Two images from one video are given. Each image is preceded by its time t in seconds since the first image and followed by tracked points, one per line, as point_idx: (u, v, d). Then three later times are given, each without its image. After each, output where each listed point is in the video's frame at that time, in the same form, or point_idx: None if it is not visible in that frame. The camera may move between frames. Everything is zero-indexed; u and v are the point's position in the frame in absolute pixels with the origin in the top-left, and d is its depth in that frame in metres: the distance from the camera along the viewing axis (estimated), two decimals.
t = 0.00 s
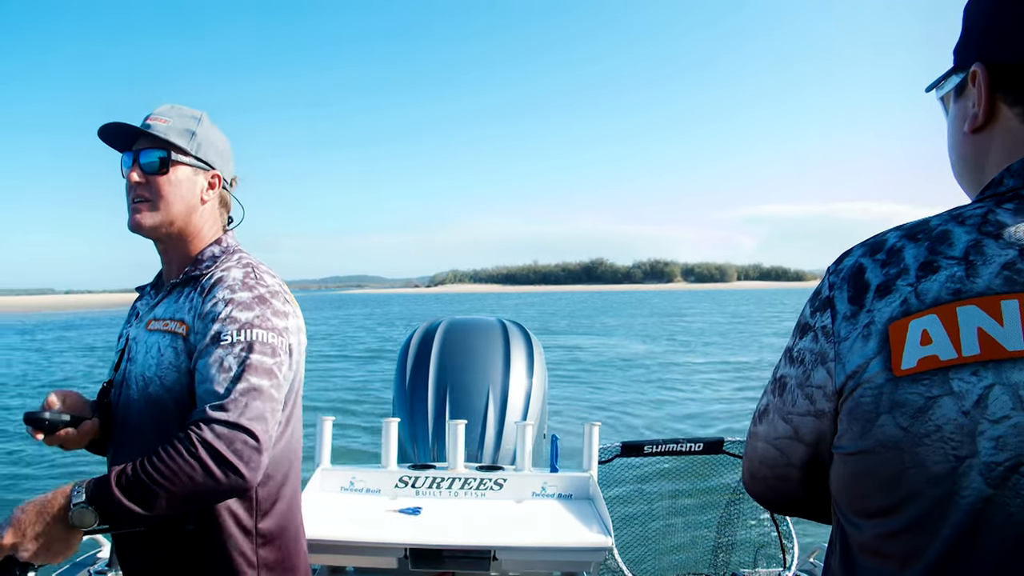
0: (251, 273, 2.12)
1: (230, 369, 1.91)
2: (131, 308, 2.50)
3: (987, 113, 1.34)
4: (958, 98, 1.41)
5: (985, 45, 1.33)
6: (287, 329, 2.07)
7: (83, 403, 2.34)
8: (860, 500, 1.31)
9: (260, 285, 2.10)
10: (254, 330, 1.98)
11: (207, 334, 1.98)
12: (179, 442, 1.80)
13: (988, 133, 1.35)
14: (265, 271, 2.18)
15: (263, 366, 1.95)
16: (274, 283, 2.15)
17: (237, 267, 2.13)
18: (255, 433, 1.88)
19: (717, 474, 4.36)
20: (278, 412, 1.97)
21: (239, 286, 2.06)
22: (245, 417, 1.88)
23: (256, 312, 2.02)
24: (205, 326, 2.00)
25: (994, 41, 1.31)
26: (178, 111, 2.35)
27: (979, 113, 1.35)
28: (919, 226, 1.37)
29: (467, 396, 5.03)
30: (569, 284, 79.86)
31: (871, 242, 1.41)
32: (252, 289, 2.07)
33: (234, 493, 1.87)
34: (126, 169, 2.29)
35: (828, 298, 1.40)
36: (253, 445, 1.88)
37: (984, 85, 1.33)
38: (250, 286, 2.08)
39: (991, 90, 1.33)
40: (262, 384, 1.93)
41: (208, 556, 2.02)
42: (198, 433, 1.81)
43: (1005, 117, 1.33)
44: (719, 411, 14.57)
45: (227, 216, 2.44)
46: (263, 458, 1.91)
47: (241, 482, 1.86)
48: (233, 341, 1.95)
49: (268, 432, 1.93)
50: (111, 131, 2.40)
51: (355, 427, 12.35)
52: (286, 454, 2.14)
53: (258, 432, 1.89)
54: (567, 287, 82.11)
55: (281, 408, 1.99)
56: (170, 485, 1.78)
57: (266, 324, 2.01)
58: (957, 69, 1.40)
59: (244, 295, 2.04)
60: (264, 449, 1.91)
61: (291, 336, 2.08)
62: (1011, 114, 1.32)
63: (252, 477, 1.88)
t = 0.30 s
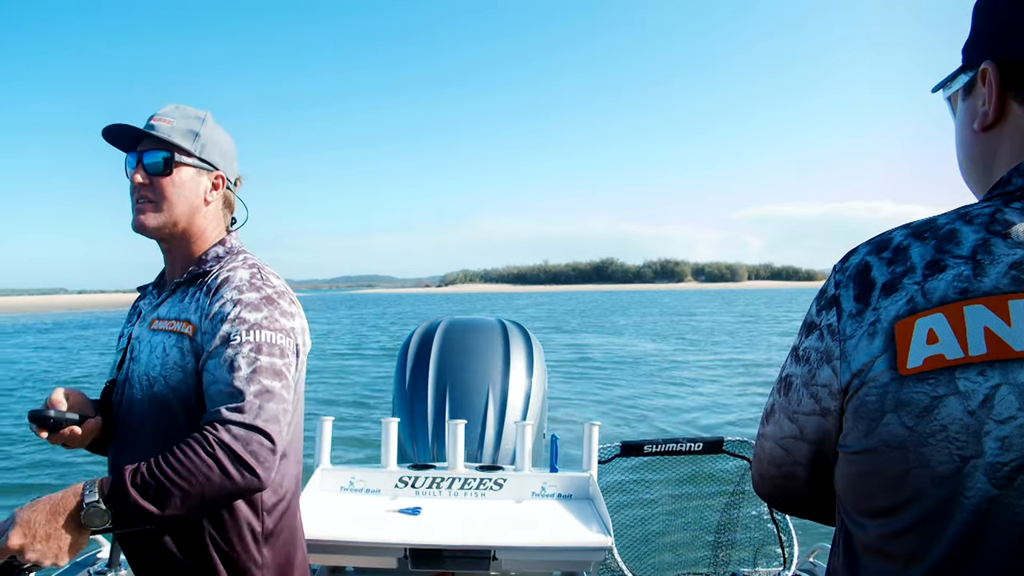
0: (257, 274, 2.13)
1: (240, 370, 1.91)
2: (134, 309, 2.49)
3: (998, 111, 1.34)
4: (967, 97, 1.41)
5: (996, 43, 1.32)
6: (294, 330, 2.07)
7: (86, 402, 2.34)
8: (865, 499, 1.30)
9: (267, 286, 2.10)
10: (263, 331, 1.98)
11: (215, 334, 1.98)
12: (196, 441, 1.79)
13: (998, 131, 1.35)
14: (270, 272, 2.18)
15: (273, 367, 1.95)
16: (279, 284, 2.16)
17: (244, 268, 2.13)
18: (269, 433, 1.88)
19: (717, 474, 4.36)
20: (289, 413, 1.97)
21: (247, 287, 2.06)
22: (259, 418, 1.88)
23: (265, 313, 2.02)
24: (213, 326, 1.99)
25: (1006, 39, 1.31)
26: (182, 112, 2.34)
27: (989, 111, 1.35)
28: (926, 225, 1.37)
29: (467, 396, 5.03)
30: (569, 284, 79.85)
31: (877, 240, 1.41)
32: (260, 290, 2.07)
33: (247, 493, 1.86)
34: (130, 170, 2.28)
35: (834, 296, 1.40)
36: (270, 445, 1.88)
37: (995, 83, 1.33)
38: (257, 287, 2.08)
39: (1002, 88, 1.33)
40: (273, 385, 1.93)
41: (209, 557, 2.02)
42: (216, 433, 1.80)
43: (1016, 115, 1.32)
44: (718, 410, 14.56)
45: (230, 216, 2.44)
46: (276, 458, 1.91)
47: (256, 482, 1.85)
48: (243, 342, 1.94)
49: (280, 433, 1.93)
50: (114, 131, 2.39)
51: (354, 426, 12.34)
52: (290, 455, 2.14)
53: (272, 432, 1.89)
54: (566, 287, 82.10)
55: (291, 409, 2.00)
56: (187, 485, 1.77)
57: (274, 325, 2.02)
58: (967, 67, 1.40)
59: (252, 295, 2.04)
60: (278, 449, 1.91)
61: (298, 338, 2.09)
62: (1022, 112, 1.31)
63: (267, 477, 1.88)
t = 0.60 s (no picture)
0: (255, 275, 2.12)
1: (240, 372, 1.91)
2: (133, 310, 2.49)
3: (998, 109, 1.34)
4: (967, 95, 1.41)
5: (995, 41, 1.32)
6: (292, 330, 2.07)
7: (85, 401, 2.34)
8: (864, 500, 1.30)
9: (265, 286, 2.10)
10: (261, 331, 1.98)
11: (214, 335, 1.98)
12: (195, 445, 1.81)
13: (997, 129, 1.35)
14: (268, 272, 2.18)
15: (272, 368, 1.95)
16: (277, 284, 2.16)
17: (242, 268, 2.12)
18: (267, 435, 1.88)
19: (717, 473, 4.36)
20: (289, 413, 1.97)
21: (245, 287, 2.06)
22: (257, 420, 1.88)
23: (262, 313, 2.02)
24: (212, 326, 1.99)
25: (1006, 37, 1.31)
26: (183, 112, 2.34)
27: (989, 109, 1.35)
28: (926, 224, 1.37)
29: (467, 396, 5.02)
30: (569, 283, 79.83)
31: (876, 240, 1.41)
32: (258, 290, 2.07)
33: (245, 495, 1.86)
34: (131, 170, 2.28)
35: (833, 297, 1.40)
36: (268, 447, 1.88)
37: (995, 81, 1.33)
38: (256, 287, 2.07)
39: (1002, 87, 1.32)
40: (272, 386, 1.93)
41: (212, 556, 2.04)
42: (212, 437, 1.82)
43: (1015, 113, 1.32)
44: (719, 408, 14.54)
45: (230, 217, 2.44)
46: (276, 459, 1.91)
47: (254, 483, 1.86)
48: (241, 343, 1.94)
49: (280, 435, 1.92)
50: (116, 131, 2.39)
51: (355, 426, 12.33)
52: (290, 457, 2.14)
53: (271, 434, 1.89)
54: (566, 286, 82.08)
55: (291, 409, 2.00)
56: (185, 488, 1.79)
57: (273, 325, 2.01)
58: (966, 65, 1.40)
59: (250, 296, 2.04)
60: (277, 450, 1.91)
61: (297, 338, 2.08)
62: (1021, 110, 1.31)
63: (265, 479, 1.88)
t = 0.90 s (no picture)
0: (248, 273, 2.12)
1: (233, 368, 1.90)
2: (128, 309, 2.49)
3: (995, 109, 1.33)
4: (964, 96, 1.41)
5: (992, 41, 1.32)
6: (287, 327, 2.07)
7: (81, 400, 2.33)
8: (864, 501, 1.30)
9: (258, 284, 2.10)
10: (255, 329, 1.98)
11: (208, 333, 1.97)
12: (191, 440, 1.81)
13: (994, 129, 1.35)
14: (262, 271, 2.18)
15: (267, 364, 1.94)
16: (271, 282, 2.15)
17: (235, 267, 2.12)
18: (265, 430, 1.88)
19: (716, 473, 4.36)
20: (285, 409, 1.97)
21: (238, 285, 2.05)
22: (253, 415, 1.87)
23: (256, 311, 2.02)
24: (206, 325, 1.99)
25: (1003, 38, 1.30)
26: (181, 114, 2.34)
27: (986, 110, 1.35)
28: (925, 224, 1.37)
29: (467, 396, 5.02)
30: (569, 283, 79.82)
31: (875, 240, 1.41)
32: (251, 288, 2.07)
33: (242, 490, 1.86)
34: (128, 171, 2.28)
35: (833, 297, 1.39)
36: (264, 442, 1.88)
37: (992, 81, 1.33)
38: (249, 285, 2.07)
39: (1000, 87, 1.32)
40: (267, 382, 1.93)
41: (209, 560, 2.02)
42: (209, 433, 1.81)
43: (1012, 113, 1.32)
44: (719, 408, 14.53)
45: (226, 218, 2.43)
46: (274, 455, 1.91)
47: (252, 479, 1.86)
48: (236, 339, 1.94)
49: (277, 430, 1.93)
50: (113, 133, 2.39)
51: (356, 426, 12.32)
52: (286, 455, 2.14)
53: (269, 429, 1.89)
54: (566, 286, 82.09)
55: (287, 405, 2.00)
56: (184, 483, 1.79)
57: (267, 322, 2.01)
58: (963, 66, 1.40)
59: (243, 293, 2.03)
60: (275, 446, 1.91)
61: (291, 335, 2.08)
62: (1018, 111, 1.31)
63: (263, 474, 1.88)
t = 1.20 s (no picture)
0: (253, 274, 2.13)
1: (249, 368, 1.92)
2: (126, 309, 2.48)
3: (993, 112, 1.33)
4: (963, 98, 1.41)
5: (990, 44, 1.32)
6: (293, 328, 2.09)
7: (80, 400, 2.33)
8: (864, 500, 1.30)
9: (264, 285, 2.11)
10: (265, 329, 1.99)
11: (216, 332, 1.98)
12: (210, 437, 1.80)
13: (992, 132, 1.35)
14: (266, 272, 2.19)
15: (279, 363, 1.96)
16: (275, 284, 2.16)
17: (240, 268, 2.13)
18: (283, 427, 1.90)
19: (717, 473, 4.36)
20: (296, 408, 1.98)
21: (245, 286, 2.07)
22: (272, 412, 1.89)
23: (265, 311, 2.03)
24: (214, 325, 1.99)
25: (1002, 41, 1.30)
26: (185, 113, 2.34)
27: (984, 113, 1.35)
28: (924, 224, 1.37)
29: (467, 395, 5.02)
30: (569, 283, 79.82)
31: (876, 240, 1.41)
32: (258, 289, 2.08)
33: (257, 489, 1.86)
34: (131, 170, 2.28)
35: (832, 296, 1.39)
36: (281, 440, 1.89)
37: (990, 83, 1.33)
38: (255, 286, 2.08)
39: (999, 89, 1.32)
40: (281, 379, 1.94)
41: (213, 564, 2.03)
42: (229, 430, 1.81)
43: (1010, 116, 1.32)
44: (719, 408, 14.52)
45: (227, 218, 2.44)
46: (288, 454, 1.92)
47: (271, 475, 1.86)
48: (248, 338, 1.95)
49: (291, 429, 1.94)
50: (116, 131, 2.39)
51: (356, 425, 12.33)
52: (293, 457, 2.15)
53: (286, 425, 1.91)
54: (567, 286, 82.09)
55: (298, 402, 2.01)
56: (205, 482, 1.78)
57: (275, 323, 2.03)
58: (962, 69, 1.40)
59: (251, 294, 2.05)
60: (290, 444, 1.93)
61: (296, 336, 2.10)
62: (1017, 113, 1.31)
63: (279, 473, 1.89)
